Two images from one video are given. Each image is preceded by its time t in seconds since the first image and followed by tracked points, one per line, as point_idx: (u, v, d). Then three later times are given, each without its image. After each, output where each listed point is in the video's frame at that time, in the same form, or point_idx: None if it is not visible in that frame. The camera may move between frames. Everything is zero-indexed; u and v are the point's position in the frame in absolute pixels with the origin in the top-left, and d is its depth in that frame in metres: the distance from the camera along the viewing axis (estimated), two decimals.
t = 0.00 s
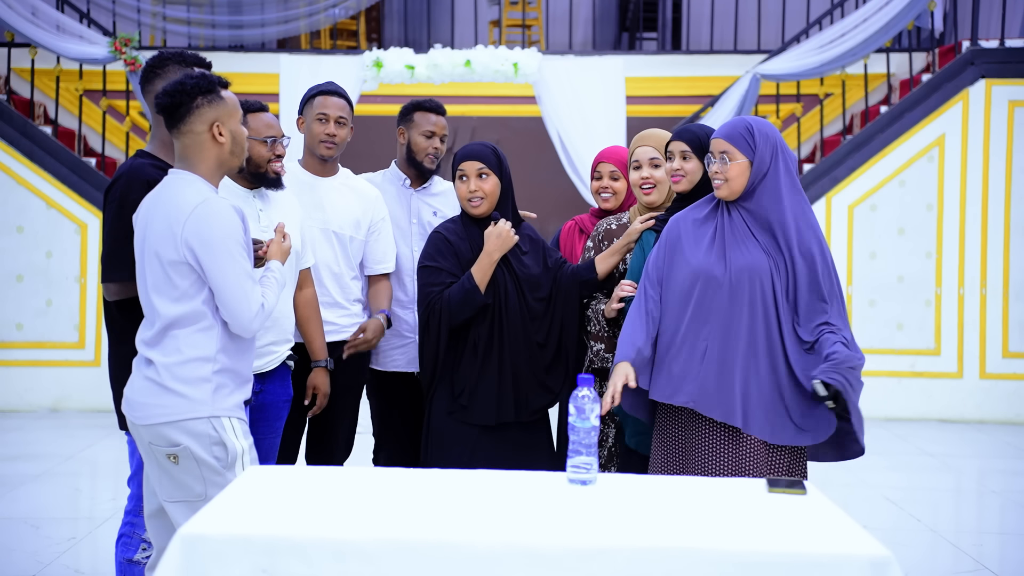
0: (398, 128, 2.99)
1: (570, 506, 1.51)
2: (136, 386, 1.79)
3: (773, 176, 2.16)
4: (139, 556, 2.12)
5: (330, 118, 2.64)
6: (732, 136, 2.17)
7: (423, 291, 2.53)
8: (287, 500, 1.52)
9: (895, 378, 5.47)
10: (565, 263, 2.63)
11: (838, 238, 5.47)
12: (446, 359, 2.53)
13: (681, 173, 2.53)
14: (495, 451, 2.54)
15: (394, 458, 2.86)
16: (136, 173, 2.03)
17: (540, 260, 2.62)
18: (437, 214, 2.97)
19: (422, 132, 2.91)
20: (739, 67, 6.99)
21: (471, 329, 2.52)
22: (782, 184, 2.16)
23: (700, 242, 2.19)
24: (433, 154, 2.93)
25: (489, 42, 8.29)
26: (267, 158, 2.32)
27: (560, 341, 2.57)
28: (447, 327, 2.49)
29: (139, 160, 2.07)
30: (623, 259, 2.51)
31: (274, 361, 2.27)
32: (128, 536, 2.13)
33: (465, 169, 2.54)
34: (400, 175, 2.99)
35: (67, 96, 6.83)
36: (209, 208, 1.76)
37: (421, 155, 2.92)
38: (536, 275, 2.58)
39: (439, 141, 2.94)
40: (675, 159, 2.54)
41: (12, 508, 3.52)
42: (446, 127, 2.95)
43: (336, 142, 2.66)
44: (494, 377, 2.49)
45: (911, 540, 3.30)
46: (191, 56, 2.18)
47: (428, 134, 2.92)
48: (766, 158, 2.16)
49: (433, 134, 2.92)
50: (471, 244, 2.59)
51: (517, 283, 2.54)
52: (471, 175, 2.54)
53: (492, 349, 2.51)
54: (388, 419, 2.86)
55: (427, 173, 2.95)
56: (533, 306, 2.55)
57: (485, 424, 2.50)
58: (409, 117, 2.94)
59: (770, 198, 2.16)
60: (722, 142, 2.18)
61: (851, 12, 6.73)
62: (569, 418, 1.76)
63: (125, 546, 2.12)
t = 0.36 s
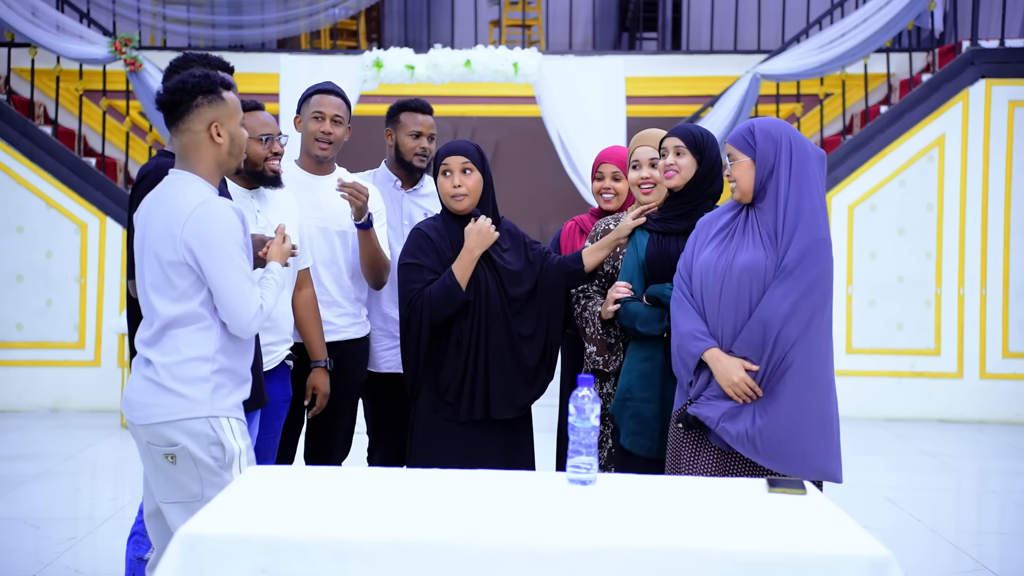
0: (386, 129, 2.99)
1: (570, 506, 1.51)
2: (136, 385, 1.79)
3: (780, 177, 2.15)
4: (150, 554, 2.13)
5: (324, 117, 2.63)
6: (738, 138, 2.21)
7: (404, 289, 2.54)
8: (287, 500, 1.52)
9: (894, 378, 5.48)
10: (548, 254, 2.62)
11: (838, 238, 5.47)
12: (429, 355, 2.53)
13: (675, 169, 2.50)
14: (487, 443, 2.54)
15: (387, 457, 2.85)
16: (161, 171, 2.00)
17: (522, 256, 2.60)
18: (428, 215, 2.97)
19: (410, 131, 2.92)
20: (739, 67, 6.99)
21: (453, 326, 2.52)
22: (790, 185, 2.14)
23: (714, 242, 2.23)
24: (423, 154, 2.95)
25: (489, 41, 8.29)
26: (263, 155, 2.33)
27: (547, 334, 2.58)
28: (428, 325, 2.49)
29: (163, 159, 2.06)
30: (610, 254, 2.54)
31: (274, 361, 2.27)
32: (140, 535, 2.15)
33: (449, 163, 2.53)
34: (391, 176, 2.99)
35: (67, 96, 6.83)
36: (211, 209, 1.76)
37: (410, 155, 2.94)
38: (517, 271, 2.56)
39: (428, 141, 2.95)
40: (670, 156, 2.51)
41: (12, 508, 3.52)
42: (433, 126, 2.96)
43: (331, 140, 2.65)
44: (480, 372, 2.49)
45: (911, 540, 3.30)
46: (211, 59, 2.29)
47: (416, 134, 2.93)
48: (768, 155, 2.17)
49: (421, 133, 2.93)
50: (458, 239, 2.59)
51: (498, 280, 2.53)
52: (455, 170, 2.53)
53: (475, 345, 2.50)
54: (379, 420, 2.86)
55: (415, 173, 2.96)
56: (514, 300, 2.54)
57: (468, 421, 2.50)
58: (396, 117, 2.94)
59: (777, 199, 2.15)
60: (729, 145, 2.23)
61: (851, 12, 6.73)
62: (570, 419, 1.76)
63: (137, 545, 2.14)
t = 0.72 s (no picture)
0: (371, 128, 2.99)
1: (570, 506, 1.51)
2: (145, 383, 1.77)
3: (787, 179, 2.14)
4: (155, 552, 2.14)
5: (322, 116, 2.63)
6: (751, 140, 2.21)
7: (404, 285, 2.53)
8: (288, 500, 1.52)
9: (895, 378, 5.47)
10: (541, 255, 2.63)
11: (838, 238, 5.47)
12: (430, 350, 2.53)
13: (667, 164, 2.52)
14: (486, 439, 2.55)
15: (380, 452, 2.88)
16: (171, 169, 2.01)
17: (516, 256, 2.61)
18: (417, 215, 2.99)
19: (397, 130, 2.93)
20: (738, 67, 6.99)
21: (452, 321, 2.52)
22: (796, 187, 2.13)
23: (729, 244, 2.23)
24: (410, 152, 2.95)
25: (489, 42, 8.29)
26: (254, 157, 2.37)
27: (540, 335, 2.58)
28: (429, 320, 2.48)
29: (172, 158, 2.07)
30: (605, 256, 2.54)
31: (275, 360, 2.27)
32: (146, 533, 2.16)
33: (443, 157, 2.55)
34: (379, 176, 3.00)
35: (67, 96, 6.84)
36: (236, 213, 1.76)
37: (397, 152, 2.94)
38: (512, 271, 2.57)
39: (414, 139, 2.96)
40: (662, 152, 2.55)
41: (12, 508, 3.52)
42: (418, 123, 2.96)
43: (330, 137, 2.64)
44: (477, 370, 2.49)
45: (911, 540, 3.30)
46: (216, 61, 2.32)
47: (402, 133, 2.94)
48: (776, 157, 2.15)
49: (407, 131, 2.93)
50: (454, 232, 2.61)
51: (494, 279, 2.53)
52: (450, 163, 2.54)
53: (474, 341, 2.50)
54: (372, 415, 2.88)
55: (401, 170, 2.97)
56: (510, 300, 2.54)
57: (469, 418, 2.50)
58: (381, 116, 2.94)
59: (783, 201, 2.14)
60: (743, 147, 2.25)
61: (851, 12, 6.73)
62: (570, 419, 1.76)
63: (143, 544, 2.15)
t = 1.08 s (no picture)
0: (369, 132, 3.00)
1: (570, 506, 1.51)
2: (161, 385, 1.73)
3: (787, 179, 2.13)
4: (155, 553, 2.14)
5: (325, 118, 2.63)
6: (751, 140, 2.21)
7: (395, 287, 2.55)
8: (288, 500, 1.52)
9: (895, 378, 5.47)
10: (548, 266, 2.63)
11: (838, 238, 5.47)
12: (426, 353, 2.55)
13: (668, 164, 2.53)
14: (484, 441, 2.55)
15: (375, 452, 2.89)
16: (175, 169, 1.99)
17: (522, 259, 2.60)
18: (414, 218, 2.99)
19: (396, 133, 2.94)
20: (738, 67, 6.99)
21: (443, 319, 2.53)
22: (795, 188, 2.12)
23: (731, 245, 2.23)
24: (410, 155, 2.96)
25: (489, 42, 8.29)
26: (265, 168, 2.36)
27: (540, 339, 2.57)
28: (417, 323, 2.50)
29: (176, 157, 2.04)
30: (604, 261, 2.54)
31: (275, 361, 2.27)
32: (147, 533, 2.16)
33: (444, 160, 2.55)
34: (376, 180, 3.00)
35: (67, 96, 6.84)
36: (268, 221, 1.76)
37: (395, 156, 2.94)
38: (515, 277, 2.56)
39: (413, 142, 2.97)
40: (663, 153, 2.56)
41: (12, 507, 3.52)
42: (417, 127, 2.97)
43: (331, 142, 2.64)
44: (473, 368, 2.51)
45: (911, 540, 3.30)
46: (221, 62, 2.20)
47: (401, 136, 2.95)
48: (775, 156, 2.15)
49: (405, 135, 2.94)
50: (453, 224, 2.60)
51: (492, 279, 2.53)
52: (450, 167, 2.54)
53: (467, 341, 2.51)
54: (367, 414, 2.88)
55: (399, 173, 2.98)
56: (512, 304, 2.54)
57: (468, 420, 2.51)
58: (379, 118, 2.95)
59: (783, 201, 2.13)
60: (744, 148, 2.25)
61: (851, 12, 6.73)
62: (570, 418, 1.76)
63: (144, 544, 2.15)
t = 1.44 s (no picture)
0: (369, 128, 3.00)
1: (570, 505, 1.51)
2: (182, 388, 1.70)
3: (773, 190, 2.12)
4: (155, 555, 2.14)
5: (322, 119, 2.63)
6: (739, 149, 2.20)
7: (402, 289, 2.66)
8: (287, 500, 1.52)
9: (895, 378, 5.47)
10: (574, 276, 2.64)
11: (838, 238, 5.47)
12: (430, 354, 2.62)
13: (673, 169, 2.57)
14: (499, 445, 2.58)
15: (376, 451, 2.93)
16: (173, 172, 1.98)
17: (552, 266, 2.61)
18: (413, 218, 2.99)
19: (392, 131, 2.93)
20: (738, 67, 7.00)
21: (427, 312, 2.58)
22: (781, 199, 2.10)
23: (722, 256, 2.23)
24: (405, 152, 2.96)
25: (489, 41, 8.29)
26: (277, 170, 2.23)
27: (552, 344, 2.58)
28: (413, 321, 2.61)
29: (176, 159, 2.03)
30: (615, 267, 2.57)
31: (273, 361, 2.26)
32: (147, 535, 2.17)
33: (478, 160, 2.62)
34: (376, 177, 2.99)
35: (67, 96, 6.83)
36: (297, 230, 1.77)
37: (392, 152, 2.93)
38: (526, 282, 2.57)
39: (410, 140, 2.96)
40: (667, 157, 2.59)
41: (12, 507, 3.52)
42: (415, 125, 2.95)
43: (329, 145, 2.65)
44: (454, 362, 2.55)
45: (911, 540, 3.30)
46: (218, 58, 2.13)
47: (397, 134, 2.94)
48: (761, 166, 2.13)
49: (402, 133, 2.93)
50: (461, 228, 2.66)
51: (497, 280, 2.58)
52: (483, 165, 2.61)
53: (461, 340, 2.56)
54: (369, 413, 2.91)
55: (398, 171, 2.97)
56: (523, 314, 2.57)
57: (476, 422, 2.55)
58: (378, 118, 2.95)
59: (768, 213, 2.12)
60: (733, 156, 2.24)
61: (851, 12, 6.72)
62: (569, 418, 1.76)
63: (143, 545, 2.15)
